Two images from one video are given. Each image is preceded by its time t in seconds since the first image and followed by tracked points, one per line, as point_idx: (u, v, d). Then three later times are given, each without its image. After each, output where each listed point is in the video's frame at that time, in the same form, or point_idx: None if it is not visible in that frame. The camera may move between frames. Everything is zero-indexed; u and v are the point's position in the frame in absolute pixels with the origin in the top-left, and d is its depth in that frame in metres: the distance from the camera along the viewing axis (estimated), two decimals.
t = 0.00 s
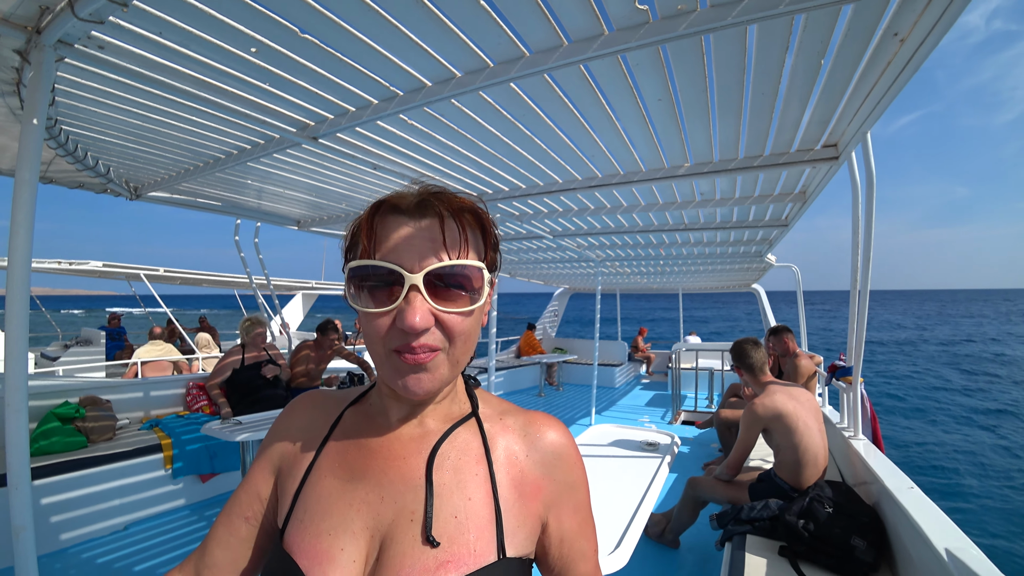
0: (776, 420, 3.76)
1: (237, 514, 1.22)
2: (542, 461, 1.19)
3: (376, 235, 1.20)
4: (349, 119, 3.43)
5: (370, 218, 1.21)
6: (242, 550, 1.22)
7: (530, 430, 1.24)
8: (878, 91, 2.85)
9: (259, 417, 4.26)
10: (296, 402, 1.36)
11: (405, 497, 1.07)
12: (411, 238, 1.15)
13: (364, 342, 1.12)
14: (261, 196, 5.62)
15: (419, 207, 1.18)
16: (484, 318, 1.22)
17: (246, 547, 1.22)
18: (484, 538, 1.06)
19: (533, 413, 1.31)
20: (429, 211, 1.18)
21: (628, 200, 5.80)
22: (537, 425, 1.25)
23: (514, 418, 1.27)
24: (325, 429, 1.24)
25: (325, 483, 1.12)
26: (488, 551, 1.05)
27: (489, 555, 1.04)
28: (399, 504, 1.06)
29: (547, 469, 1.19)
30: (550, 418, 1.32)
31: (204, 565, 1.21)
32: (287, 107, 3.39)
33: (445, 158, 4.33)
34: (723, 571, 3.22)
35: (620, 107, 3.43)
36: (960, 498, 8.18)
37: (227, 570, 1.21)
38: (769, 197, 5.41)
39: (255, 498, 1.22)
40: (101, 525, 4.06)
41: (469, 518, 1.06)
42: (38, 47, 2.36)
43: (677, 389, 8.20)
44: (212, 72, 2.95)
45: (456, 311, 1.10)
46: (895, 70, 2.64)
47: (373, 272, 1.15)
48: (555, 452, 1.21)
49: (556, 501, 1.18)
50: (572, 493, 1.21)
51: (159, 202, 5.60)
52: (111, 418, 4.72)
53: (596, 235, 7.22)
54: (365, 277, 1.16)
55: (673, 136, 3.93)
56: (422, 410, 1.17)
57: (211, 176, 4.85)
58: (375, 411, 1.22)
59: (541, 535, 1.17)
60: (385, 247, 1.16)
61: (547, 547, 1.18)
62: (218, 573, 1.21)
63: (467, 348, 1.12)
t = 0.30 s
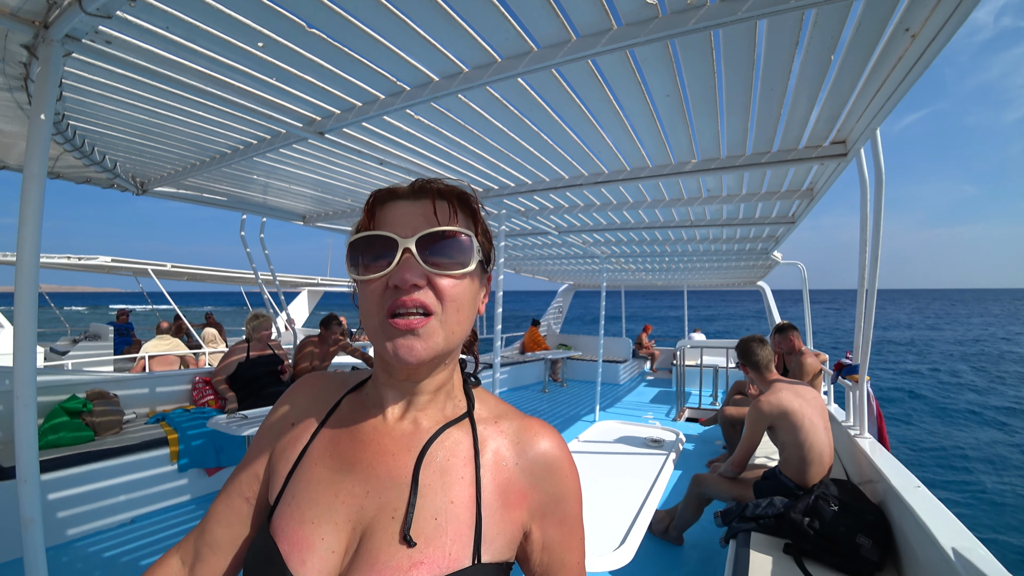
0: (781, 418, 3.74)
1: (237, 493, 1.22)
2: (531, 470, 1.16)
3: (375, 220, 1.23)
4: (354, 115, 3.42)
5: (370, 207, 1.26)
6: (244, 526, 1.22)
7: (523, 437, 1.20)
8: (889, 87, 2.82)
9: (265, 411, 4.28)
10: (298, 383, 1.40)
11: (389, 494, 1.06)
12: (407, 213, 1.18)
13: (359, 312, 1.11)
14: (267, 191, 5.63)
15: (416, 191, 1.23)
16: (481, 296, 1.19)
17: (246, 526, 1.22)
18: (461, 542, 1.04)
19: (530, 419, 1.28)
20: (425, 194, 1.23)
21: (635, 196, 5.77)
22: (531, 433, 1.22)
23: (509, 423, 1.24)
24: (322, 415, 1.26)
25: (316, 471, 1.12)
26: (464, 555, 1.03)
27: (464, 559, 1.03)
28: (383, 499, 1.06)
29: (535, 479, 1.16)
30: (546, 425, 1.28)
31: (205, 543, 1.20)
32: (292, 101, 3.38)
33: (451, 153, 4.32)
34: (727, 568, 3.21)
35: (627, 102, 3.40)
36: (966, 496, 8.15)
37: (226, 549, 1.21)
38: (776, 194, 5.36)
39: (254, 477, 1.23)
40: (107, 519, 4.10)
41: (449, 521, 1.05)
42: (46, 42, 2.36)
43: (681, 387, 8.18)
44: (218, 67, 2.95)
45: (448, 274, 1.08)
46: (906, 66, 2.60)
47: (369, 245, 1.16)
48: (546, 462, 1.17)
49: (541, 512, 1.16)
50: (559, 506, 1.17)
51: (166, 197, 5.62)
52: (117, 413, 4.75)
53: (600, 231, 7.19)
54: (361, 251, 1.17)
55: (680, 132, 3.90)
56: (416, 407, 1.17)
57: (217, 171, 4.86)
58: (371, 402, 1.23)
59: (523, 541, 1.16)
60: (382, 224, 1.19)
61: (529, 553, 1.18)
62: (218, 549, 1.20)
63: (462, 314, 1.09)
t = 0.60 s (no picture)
0: (784, 416, 3.73)
1: (252, 481, 1.21)
2: (536, 468, 1.16)
3: (390, 219, 1.23)
4: (361, 107, 3.41)
5: (386, 206, 1.25)
6: (254, 512, 1.22)
7: (529, 435, 1.19)
8: (900, 85, 2.79)
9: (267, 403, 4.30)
10: (312, 372, 1.38)
11: (402, 494, 1.08)
12: (421, 215, 1.17)
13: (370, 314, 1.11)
14: (272, 183, 5.62)
15: (432, 191, 1.21)
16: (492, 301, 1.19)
17: (258, 511, 1.23)
18: (469, 539, 1.06)
19: (537, 415, 1.27)
20: (441, 196, 1.21)
21: (640, 192, 5.74)
22: (538, 429, 1.21)
23: (517, 420, 1.23)
24: (335, 411, 1.24)
25: (330, 468, 1.13)
26: (472, 551, 1.05)
27: (472, 556, 1.05)
28: (396, 499, 1.07)
29: (539, 477, 1.16)
30: (553, 422, 1.27)
31: (213, 528, 1.19)
32: (298, 93, 3.37)
33: (456, 146, 4.30)
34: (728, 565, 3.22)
35: (634, 97, 3.38)
36: (967, 497, 8.13)
37: (235, 534, 1.21)
38: (783, 192, 5.33)
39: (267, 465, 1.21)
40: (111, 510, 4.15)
41: (459, 520, 1.07)
42: (52, 31, 2.35)
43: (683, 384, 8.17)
44: (225, 58, 2.94)
45: (459, 280, 1.08)
46: (918, 63, 2.57)
47: (382, 246, 1.16)
48: (552, 460, 1.16)
49: (544, 508, 1.16)
50: (563, 503, 1.17)
51: (171, 188, 5.61)
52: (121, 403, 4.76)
53: (603, 227, 7.16)
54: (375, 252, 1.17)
55: (687, 128, 3.88)
56: (428, 408, 1.16)
57: (222, 162, 4.85)
58: (383, 401, 1.22)
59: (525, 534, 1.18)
60: (396, 225, 1.18)
61: (530, 545, 1.19)
62: (227, 535, 1.20)
63: (471, 321, 1.09)
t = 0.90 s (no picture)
0: (783, 413, 3.74)
1: (258, 483, 1.22)
2: (553, 453, 1.21)
3: (408, 210, 1.22)
4: (363, 101, 3.40)
5: (405, 195, 1.24)
6: (259, 515, 1.24)
7: (544, 421, 1.23)
8: (904, 82, 2.77)
9: (269, 397, 4.32)
10: (316, 372, 1.36)
11: (427, 492, 1.09)
12: (441, 207, 1.17)
13: (384, 304, 1.11)
14: (273, 178, 5.62)
15: (452, 184, 1.21)
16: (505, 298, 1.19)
17: (265, 513, 1.25)
18: (497, 529, 1.10)
19: (550, 401, 1.31)
20: (461, 189, 1.21)
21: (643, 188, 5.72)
22: (551, 414, 1.25)
23: (531, 407, 1.26)
24: (348, 411, 1.24)
25: (351, 471, 1.12)
26: (500, 541, 1.09)
27: (501, 545, 1.09)
28: (422, 497, 1.08)
29: (557, 461, 1.21)
30: (565, 406, 1.32)
31: (219, 530, 1.20)
32: (300, 87, 3.37)
33: (459, 141, 4.30)
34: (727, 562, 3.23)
35: (637, 92, 3.36)
36: (967, 493, 8.14)
37: (242, 535, 1.22)
38: (785, 188, 5.32)
39: (278, 471, 1.23)
40: (110, 502, 4.16)
41: (485, 511, 1.10)
42: (54, 24, 2.34)
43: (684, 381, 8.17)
44: (226, 51, 2.93)
45: (476, 276, 1.08)
46: (923, 59, 2.55)
47: (399, 236, 1.15)
48: (567, 444, 1.22)
49: (562, 491, 1.22)
50: (580, 485, 1.23)
51: (172, 182, 5.61)
52: (122, 396, 4.85)
53: (605, 223, 7.14)
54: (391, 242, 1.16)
55: (690, 124, 3.86)
56: (444, 403, 1.16)
57: (224, 157, 4.84)
58: (397, 399, 1.20)
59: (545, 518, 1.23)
60: (415, 216, 1.18)
61: (550, 527, 1.25)
62: (233, 536, 1.21)
63: (484, 318, 1.09)
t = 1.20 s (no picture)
0: (778, 411, 3.76)
1: (266, 485, 1.23)
2: (583, 442, 1.24)
3: (430, 200, 1.21)
4: (360, 99, 3.40)
5: (426, 184, 1.23)
6: (264, 518, 1.24)
7: (571, 412, 1.27)
8: (898, 82, 2.78)
9: (265, 395, 4.32)
10: (331, 377, 1.36)
11: (460, 489, 1.10)
12: (465, 199, 1.17)
13: (409, 298, 1.11)
14: (271, 175, 5.61)
15: (475, 176, 1.21)
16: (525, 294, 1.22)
17: (269, 517, 1.25)
18: (536, 521, 1.11)
19: (572, 391, 1.34)
20: (483, 181, 1.21)
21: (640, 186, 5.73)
22: (577, 404, 1.28)
23: (556, 399, 1.29)
24: (369, 416, 1.23)
25: (378, 473, 1.13)
26: (540, 534, 1.11)
27: (542, 538, 1.11)
28: (455, 494, 1.10)
29: (588, 450, 1.24)
30: (588, 395, 1.35)
31: (221, 530, 1.20)
32: (297, 84, 3.37)
33: (457, 139, 4.30)
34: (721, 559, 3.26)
35: (633, 91, 3.37)
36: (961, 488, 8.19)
37: (244, 537, 1.22)
38: (781, 186, 5.33)
39: (289, 472, 1.23)
40: (104, 501, 4.15)
41: (522, 504, 1.11)
42: (49, 21, 2.34)
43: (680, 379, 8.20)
44: (223, 48, 2.93)
45: (501, 272, 1.10)
46: (917, 58, 2.56)
47: (424, 227, 1.14)
48: (596, 432, 1.25)
49: (595, 480, 1.25)
50: (610, 472, 1.26)
51: (169, 179, 5.60)
52: (119, 394, 4.83)
53: (602, 221, 7.15)
54: (415, 232, 1.15)
55: (687, 123, 3.88)
56: (466, 400, 1.18)
57: (222, 154, 4.83)
58: (419, 400, 1.22)
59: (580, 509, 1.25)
60: (439, 207, 1.17)
61: (586, 519, 1.27)
62: (234, 537, 1.20)
63: (508, 315, 1.11)
